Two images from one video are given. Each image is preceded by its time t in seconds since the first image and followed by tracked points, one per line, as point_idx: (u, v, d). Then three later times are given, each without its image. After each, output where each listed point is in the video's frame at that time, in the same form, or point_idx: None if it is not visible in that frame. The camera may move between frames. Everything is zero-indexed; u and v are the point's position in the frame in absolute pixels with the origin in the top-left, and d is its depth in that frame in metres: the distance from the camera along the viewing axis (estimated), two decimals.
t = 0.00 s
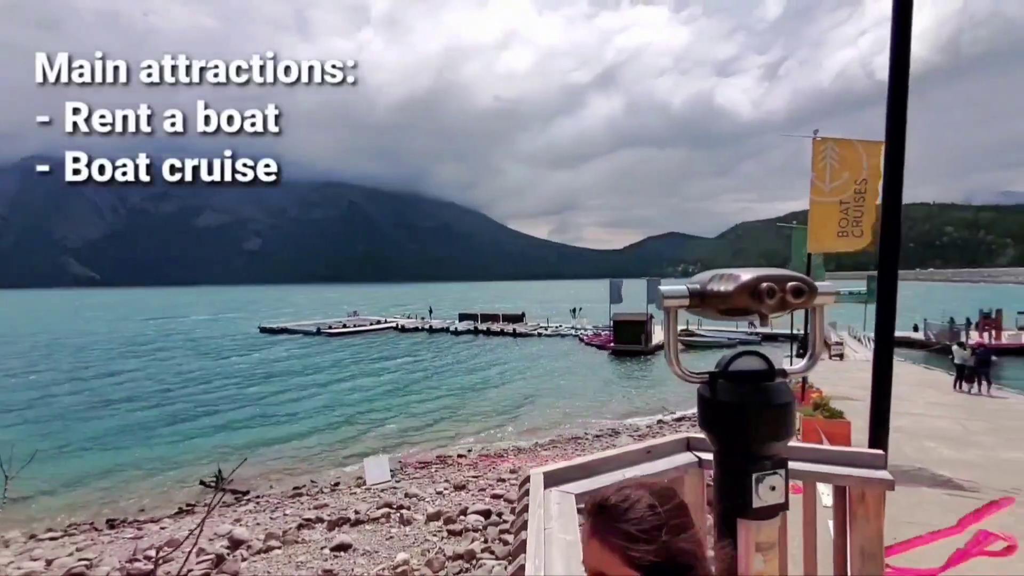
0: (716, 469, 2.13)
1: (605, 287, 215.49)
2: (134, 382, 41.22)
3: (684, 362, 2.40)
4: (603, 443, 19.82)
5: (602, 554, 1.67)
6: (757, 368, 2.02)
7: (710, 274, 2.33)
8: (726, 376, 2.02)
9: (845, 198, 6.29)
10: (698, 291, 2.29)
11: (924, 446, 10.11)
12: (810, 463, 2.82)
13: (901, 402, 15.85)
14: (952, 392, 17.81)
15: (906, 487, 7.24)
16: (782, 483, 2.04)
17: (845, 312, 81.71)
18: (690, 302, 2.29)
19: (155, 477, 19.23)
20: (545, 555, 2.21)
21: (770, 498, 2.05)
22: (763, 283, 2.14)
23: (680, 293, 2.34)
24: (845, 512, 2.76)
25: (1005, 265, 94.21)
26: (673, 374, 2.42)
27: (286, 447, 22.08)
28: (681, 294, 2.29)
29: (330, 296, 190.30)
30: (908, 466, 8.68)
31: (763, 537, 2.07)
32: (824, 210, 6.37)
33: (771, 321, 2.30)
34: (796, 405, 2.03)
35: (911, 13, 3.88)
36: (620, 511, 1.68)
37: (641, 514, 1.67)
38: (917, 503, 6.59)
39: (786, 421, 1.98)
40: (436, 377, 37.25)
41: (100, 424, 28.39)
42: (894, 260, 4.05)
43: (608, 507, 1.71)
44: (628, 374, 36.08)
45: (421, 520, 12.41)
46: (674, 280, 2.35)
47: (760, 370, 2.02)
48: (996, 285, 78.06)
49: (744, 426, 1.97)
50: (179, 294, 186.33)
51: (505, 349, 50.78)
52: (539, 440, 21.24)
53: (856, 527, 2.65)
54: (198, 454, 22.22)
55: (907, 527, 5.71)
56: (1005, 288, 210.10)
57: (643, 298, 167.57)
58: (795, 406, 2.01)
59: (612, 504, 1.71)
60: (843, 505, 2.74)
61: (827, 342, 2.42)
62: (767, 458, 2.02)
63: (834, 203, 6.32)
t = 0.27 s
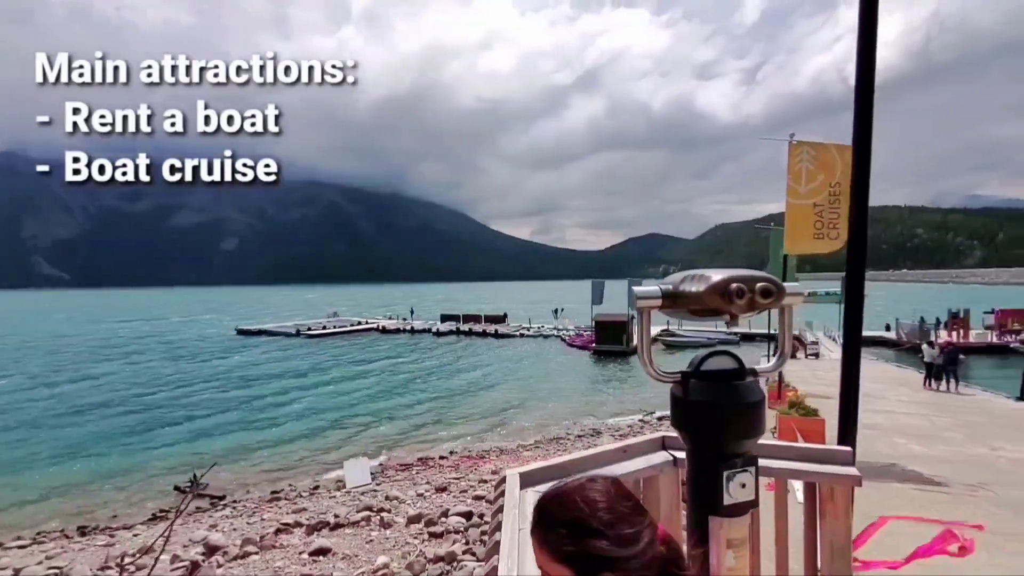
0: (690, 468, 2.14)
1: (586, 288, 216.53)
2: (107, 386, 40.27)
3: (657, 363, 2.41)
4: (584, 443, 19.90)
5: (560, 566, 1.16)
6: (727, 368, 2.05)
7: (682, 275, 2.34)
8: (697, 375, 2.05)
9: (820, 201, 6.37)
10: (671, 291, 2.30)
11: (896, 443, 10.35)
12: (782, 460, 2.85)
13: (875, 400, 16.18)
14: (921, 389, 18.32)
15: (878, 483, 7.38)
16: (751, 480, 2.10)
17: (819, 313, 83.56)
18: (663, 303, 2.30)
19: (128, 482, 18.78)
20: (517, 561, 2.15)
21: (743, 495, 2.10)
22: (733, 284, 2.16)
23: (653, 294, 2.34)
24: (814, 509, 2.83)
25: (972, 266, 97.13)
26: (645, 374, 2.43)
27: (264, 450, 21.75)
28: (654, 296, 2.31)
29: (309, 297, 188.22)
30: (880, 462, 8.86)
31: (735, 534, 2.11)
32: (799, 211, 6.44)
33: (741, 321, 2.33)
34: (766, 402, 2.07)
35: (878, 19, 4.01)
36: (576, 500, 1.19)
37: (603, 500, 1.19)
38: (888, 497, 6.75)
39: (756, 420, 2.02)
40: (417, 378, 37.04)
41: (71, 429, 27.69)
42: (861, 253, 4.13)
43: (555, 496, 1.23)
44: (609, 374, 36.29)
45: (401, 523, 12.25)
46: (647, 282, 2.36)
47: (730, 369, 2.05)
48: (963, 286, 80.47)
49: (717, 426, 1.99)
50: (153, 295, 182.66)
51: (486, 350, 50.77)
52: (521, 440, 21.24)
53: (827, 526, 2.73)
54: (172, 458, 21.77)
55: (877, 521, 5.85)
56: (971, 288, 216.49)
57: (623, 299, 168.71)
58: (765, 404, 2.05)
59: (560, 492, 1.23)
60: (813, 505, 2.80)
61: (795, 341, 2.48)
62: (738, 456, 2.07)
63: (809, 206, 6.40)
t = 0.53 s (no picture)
0: (666, 468, 2.18)
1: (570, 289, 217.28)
2: (83, 389, 39.47)
3: (634, 364, 2.43)
4: (568, 443, 19.97)
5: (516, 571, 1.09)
6: (704, 367, 2.08)
7: (659, 276, 2.37)
8: (675, 376, 2.06)
9: (799, 202, 6.43)
10: (648, 293, 2.33)
11: (872, 440, 10.56)
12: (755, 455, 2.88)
13: (854, 398, 16.47)
14: (897, 388, 18.66)
15: (855, 480, 7.53)
16: (728, 479, 2.13)
17: (799, 313, 84.74)
18: (640, 304, 2.32)
19: (104, 488, 18.41)
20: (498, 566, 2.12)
21: (718, 494, 2.13)
22: (709, 284, 2.18)
23: (632, 293, 2.35)
24: (791, 508, 2.87)
25: (946, 267, 99.14)
26: (624, 375, 2.44)
27: (244, 454, 21.46)
28: (630, 296, 2.33)
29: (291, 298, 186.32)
30: (855, 459, 9.05)
31: (709, 532, 2.16)
32: (778, 213, 6.55)
33: (717, 322, 2.36)
34: (742, 402, 2.10)
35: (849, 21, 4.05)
36: (533, 500, 1.13)
37: (562, 499, 1.13)
38: (865, 494, 6.88)
39: (732, 418, 2.05)
40: (400, 380, 36.87)
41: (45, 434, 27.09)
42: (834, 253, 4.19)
43: (513, 496, 1.16)
44: (593, 375, 36.46)
45: (384, 526, 12.11)
46: (625, 284, 2.38)
47: (705, 370, 2.08)
48: (939, 286, 82.14)
49: (691, 426, 2.02)
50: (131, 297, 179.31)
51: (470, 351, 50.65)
52: (506, 442, 21.23)
53: (800, 522, 2.79)
54: (151, 463, 21.39)
55: (855, 518, 5.97)
56: (945, 289, 221.23)
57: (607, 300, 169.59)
58: (741, 402, 2.08)
59: (518, 492, 1.16)
60: (788, 503, 2.86)
61: (770, 341, 2.52)
62: (713, 455, 2.10)
63: (787, 207, 6.49)
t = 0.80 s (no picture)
0: (647, 467, 2.20)
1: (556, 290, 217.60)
2: (60, 392, 38.71)
3: (615, 363, 2.46)
4: (554, 444, 20.00)
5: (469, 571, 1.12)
6: (683, 367, 2.10)
7: (639, 277, 2.39)
8: (653, 376, 2.08)
9: (780, 205, 6.58)
10: (628, 293, 2.34)
11: (851, 438, 10.74)
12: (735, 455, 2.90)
13: (834, 395, 16.72)
14: (876, 387, 18.97)
15: (834, 477, 7.65)
16: (705, 478, 2.15)
17: (781, 314, 85.82)
18: (619, 304, 2.34)
19: (80, 493, 18.06)
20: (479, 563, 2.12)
21: (696, 493, 2.16)
22: (689, 285, 2.20)
23: (613, 295, 2.37)
24: (769, 506, 2.89)
25: (924, 268, 101.06)
26: (605, 374, 2.46)
27: (225, 457, 21.17)
28: (612, 297, 2.34)
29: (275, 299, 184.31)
30: (835, 456, 9.19)
31: (687, 531, 2.18)
32: (761, 216, 6.59)
33: (697, 322, 2.38)
34: (721, 402, 2.12)
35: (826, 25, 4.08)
36: (487, 501, 1.15)
37: (515, 500, 1.16)
38: (845, 491, 6.99)
39: (709, 417, 2.07)
40: (386, 381, 36.63)
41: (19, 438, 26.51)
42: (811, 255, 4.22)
43: (470, 497, 1.20)
44: (579, 376, 36.57)
45: (369, 528, 11.97)
46: (606, 284, 2.40)
47: (684, 370, 2.10)
48: (917, 287, 83.71)
49: (668, 424, 2.05)
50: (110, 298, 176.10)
51: (454, 352, 50.51)
52: (491, 442, 21.18)
53: (778, 520, 2.81)
54: (129, 466, 21.02)
55: (834, 515, 6.06)
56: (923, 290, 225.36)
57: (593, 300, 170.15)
58: (718, 402, 2.11)
59: (474, 494, 1.20)
60: (767, 501, 2.87)
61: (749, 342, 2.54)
62: (691, 454, 2.12)
63: (770, 210, 6.57)
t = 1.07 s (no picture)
0: (626, 466, 2.22)
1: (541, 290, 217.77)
2: (35, 395, 37.93)
3: (592, 365, 2.47)
4: (539, 444, 20.02)
5: None
6: (660, 369, 2.12)
7: (617, 279, 2.40)
8: (632, 377, 2.10)
9: (761, 205, 6.68)
10: (607, 294, 2.34)
11: (831, 435, 10.91)
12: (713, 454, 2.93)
13: (815, 394, 16.96)
14: (856, 386, 19.27)
15: (814, 475, 7.77)
16: (682, 477, 2.17)
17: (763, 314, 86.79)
18: (598, 306, 2.34)
19: (55, 498, 17.70)
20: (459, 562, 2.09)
21: (673, 492, 2.17)
22: (666, 287, 2.21)
23: (590, 297, 2.37)
24: (746, 502, 2.93)
25: (902, 269, 102.92)
26: (583, 375, 2.47)
27: (205, 460, 20.88)
28: (589, 299, 2.34)
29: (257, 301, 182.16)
30: (815, 454, 9.34)
31: (667, 529, 2.20)
32: (743, 218, 6.69)
33: (675, 323, 2.39)
34: (697, 402, 2.15)
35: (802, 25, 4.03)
36: (449, 507, 1.15)
37: (479, 504, 1.15)
38: (824, 488, 7.10)
39: (685, 417, 2.09)
40: (370, 382, 36.38)
41: None
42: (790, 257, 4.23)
43: (441, 500, 1.19)
44: (564, 376, 36.66)
45: (353, 532, 11.85)
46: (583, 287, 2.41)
47: (661, 370, 2.12)
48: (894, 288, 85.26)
49: (645, 424, 2.07)
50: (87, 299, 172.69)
51: (439, 352, 50.35)
52: (476, 443, 21.13)
53: (756, 516, 2.85)
54: (106, 470, 20.64)
55: (814, 512, 6.15)
56: (900, 290, 229.41)
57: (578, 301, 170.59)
58: (696, 402, 2.13)
59: (445, 497, 1.19)
60: (744, 499, 2.91)
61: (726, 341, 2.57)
62: (670, 453, 2.14)
63: (751, 211, 6.67)
